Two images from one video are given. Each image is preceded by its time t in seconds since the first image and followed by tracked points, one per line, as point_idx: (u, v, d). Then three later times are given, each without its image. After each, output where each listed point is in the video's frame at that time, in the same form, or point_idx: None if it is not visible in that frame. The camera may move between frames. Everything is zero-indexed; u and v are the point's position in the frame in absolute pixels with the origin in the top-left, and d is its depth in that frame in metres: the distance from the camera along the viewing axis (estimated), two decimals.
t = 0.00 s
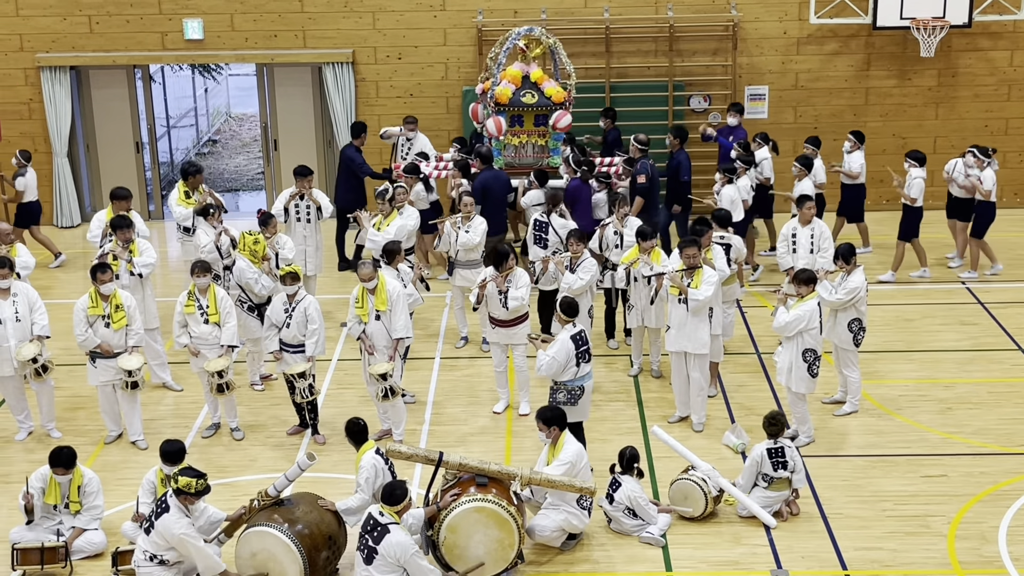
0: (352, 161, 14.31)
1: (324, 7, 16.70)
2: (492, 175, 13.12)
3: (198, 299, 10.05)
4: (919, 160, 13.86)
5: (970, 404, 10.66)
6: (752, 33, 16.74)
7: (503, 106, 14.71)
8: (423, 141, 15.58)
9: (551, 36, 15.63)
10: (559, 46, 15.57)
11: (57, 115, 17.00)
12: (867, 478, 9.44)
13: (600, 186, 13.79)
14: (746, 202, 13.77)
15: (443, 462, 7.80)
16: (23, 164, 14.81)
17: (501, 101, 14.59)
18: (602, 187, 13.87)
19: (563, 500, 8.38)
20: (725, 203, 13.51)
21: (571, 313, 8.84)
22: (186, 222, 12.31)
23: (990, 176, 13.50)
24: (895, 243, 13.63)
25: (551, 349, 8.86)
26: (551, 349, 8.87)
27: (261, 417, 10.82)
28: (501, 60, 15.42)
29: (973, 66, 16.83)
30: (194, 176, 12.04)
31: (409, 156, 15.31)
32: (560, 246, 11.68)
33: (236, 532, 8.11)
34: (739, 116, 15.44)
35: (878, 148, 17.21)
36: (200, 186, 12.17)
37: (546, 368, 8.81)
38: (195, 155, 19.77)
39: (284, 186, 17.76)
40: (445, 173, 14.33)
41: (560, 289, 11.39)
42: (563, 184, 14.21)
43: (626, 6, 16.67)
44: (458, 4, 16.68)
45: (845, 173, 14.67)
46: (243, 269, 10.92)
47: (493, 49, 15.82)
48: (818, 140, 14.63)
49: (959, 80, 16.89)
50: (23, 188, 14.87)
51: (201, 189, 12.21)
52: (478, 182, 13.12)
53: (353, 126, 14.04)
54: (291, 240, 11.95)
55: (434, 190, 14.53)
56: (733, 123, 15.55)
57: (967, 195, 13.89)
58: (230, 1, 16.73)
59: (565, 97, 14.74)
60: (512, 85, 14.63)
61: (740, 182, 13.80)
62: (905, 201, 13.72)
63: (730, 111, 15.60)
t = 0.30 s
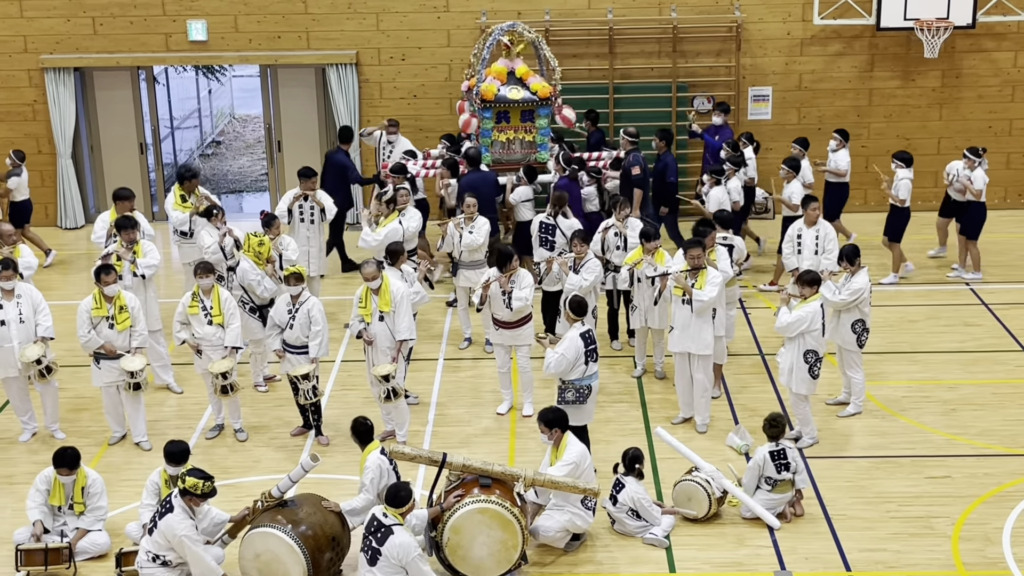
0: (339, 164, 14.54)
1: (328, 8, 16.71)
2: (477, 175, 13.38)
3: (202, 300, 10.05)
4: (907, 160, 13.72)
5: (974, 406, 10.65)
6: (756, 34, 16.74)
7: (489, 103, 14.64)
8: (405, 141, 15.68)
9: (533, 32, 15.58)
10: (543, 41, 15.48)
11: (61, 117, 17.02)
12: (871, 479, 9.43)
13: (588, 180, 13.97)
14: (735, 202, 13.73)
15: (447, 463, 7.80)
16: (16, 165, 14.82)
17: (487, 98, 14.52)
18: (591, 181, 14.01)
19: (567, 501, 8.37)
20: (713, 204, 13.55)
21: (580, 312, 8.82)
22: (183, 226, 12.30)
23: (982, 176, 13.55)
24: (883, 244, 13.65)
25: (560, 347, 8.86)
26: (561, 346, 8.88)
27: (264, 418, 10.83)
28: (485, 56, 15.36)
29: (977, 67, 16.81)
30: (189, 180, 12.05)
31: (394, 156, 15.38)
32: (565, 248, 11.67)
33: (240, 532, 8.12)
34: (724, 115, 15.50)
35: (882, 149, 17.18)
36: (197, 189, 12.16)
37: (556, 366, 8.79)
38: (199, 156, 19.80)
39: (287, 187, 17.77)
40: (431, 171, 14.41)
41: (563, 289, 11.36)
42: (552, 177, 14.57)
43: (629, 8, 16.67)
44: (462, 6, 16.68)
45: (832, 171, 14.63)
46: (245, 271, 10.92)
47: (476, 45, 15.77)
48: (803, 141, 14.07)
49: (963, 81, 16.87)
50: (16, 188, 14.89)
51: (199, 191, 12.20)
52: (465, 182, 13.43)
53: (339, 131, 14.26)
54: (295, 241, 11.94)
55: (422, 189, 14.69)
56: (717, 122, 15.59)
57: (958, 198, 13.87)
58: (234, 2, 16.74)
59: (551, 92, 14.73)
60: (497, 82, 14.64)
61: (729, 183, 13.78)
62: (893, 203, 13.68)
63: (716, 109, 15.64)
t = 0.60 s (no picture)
0: (324, 167, 14.47)
1: (331, 9, 16.71)
2: (465, 178, 13.29)
3: (206, 301, 10.07)
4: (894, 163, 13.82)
5: (978, 407, 10.65)
6: (759, 35, 16.73)
7: (478, 111, 14.72)
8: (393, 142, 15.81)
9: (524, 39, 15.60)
10: (533, 49, 15.55)
11: (65, 119, 17.04)
12: (874, 480, 9.43)
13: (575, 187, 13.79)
14: (723, 204, 13.68)
15: (451, 464, 7.81)
16: (13, 168, 14.90)
17: (476, 106, 14.63)
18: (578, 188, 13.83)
19: (571, 503, 8.37)
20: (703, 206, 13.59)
21: (582, 315, 8.85)
22: (183, 230, 12.27)
23: (973, 178, 13.63)
24: (873, 245, 13.67)
25: (558, 350, 8.82)
26: (560, 350, 8.84)
27: (268, 419, 10.84)
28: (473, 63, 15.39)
29: (981, 68, 16.80)
30: (189, 183, 12.06)
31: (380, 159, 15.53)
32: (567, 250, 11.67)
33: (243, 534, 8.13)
34: (708, 119, 15.29)
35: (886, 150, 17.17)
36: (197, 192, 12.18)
37: (553, 369, 8.76)
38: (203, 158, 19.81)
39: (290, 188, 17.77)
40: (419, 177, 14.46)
41: (567, 291, 11.37)
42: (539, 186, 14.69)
43: (632, 9, 16.67)
44: (465, 7, 16.68)
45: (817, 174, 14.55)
46: (249, 272, 10.84)
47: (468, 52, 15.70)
48: (792, 141, 14.18)
49: (967, 83, 16.86)
50: (15, 191, 14.95)
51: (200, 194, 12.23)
52: (451, 185, 13.34)
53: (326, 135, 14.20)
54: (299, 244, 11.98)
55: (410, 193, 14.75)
56: (703, 125, 15.38)
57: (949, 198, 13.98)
58: (238, 4, 16.75)
59: (540, 101, 14.75)
60: (485, 89, 14.69)
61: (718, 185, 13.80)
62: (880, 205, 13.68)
63: (700, 113, 15.44)
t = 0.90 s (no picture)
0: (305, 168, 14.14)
1: (334, 11, 16.72)
2: (454, 180, 13.05)
3: (209, 302, 10.07)
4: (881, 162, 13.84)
5: (981, 408, 10.64)
6: (762, 36, 16.74)
7: (462, 106, 14.71)
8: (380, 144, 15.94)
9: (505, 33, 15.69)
10: (516, 44, 15.46)
11: (69, 120, 17.05)
12: (878, 482, 9.42)
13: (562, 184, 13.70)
14: (714, 206, 13.71)
15: (453, 466, 7.82)
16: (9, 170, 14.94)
17: (460, 100, 14.59)
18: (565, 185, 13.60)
19: (575, 504, 8.39)
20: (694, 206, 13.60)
21: (575, 322, 8.84)
22: (184, 232, 12.27)
23: (961, 181, 13.71)
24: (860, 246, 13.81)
25: (552, 357, 8.82)
26: (552, 357, 8.83)
27: (271, 420, 10.84)
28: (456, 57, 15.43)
29: (984, 70, 16.80)
30: (190, 185, 12.00)
31: (365, 158, 15.66)
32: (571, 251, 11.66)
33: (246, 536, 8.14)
34: (689, 119, 15.18)
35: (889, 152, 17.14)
36: (198, 193, 12.11)
37: (546, 376, 8.78)
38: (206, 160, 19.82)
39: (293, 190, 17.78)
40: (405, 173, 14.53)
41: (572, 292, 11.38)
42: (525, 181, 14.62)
43: (635, 10, 16.69)
44: (469, 8, 16.68)
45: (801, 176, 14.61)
46: (252, 275, 10.83)
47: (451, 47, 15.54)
48: (780, 145, 14.48)
49: (970, 84, 16.87)
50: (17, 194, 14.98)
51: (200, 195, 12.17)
52: (441, 188, 13.06)
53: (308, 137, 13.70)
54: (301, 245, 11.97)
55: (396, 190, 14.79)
56: (683, 125, 15.28)
57: (934, 197, 14.12)
58: (241, 5, 16.76)
59: (524, 94, 14.81)
60: (468, 84, 14.69)
61: (709, 186, 13.76)
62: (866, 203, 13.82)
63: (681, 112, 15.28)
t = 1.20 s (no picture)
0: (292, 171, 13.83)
1: (338, 13, 16.73)
2: (442, 182, 13.26)
3: (214, 304, 10.08)
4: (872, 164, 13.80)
5: (986, 410, 10.63)
6: (766, 38, 16.73)
7: (452, 112, 14.80)
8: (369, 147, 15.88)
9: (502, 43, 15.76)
10: (510, 53, 15.48)
11: (73, 121, 17.06)
12: (882, 484, 9.41)
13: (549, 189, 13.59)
14: (706, 208, 13.75)
15: (457, 467, 7.83)
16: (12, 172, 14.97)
17: (449, 107, 14.72)
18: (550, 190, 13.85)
19: (578, 507, 8.38)
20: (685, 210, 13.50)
21: (569, 327, 8.84)
22: (188, 233, 12.27)
23: (950, 183, 13.81)
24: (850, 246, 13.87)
25: (551, 364, 8.81)
26: (551, 363, 8.83)
27: (275, 422, 10.84)
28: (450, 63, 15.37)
29: (988, 71, 16.79)
30: (193, 186, 12.01)
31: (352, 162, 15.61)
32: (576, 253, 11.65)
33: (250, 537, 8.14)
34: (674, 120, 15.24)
35: (894, 153, 17.13)
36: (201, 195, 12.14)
37: (546, 384, 8.76)
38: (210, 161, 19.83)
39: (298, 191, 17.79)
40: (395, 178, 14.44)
41: (576, 294, 11.39)
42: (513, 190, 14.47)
43: (639, 12, 16.69)
44: (473, 10, 16.69)
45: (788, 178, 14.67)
46: (255, 276, 10.85)
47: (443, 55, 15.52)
48: (768, 146, 14.25)
49: (974, 85, 16.85)
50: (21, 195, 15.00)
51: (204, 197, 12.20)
52: (428, 189, 13.26)
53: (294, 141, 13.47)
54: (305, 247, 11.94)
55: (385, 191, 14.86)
56: (668, 127, 15.30)
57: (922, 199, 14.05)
58: (245, 7, 16.77)
59: (515, 103, 14.85)
60: (461, 91, 14.78)
61: (699, 188, 13.82)
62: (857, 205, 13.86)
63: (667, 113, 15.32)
